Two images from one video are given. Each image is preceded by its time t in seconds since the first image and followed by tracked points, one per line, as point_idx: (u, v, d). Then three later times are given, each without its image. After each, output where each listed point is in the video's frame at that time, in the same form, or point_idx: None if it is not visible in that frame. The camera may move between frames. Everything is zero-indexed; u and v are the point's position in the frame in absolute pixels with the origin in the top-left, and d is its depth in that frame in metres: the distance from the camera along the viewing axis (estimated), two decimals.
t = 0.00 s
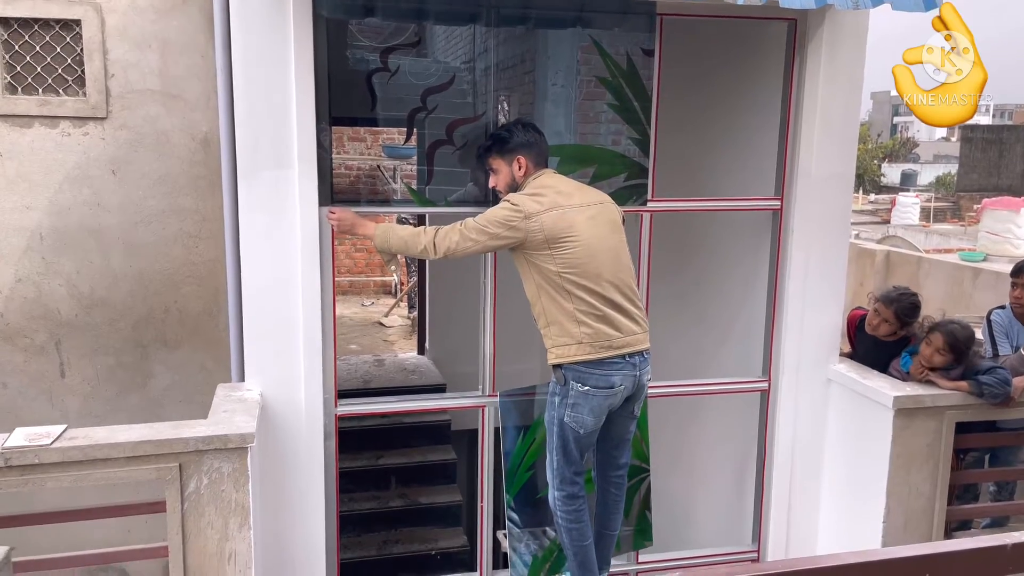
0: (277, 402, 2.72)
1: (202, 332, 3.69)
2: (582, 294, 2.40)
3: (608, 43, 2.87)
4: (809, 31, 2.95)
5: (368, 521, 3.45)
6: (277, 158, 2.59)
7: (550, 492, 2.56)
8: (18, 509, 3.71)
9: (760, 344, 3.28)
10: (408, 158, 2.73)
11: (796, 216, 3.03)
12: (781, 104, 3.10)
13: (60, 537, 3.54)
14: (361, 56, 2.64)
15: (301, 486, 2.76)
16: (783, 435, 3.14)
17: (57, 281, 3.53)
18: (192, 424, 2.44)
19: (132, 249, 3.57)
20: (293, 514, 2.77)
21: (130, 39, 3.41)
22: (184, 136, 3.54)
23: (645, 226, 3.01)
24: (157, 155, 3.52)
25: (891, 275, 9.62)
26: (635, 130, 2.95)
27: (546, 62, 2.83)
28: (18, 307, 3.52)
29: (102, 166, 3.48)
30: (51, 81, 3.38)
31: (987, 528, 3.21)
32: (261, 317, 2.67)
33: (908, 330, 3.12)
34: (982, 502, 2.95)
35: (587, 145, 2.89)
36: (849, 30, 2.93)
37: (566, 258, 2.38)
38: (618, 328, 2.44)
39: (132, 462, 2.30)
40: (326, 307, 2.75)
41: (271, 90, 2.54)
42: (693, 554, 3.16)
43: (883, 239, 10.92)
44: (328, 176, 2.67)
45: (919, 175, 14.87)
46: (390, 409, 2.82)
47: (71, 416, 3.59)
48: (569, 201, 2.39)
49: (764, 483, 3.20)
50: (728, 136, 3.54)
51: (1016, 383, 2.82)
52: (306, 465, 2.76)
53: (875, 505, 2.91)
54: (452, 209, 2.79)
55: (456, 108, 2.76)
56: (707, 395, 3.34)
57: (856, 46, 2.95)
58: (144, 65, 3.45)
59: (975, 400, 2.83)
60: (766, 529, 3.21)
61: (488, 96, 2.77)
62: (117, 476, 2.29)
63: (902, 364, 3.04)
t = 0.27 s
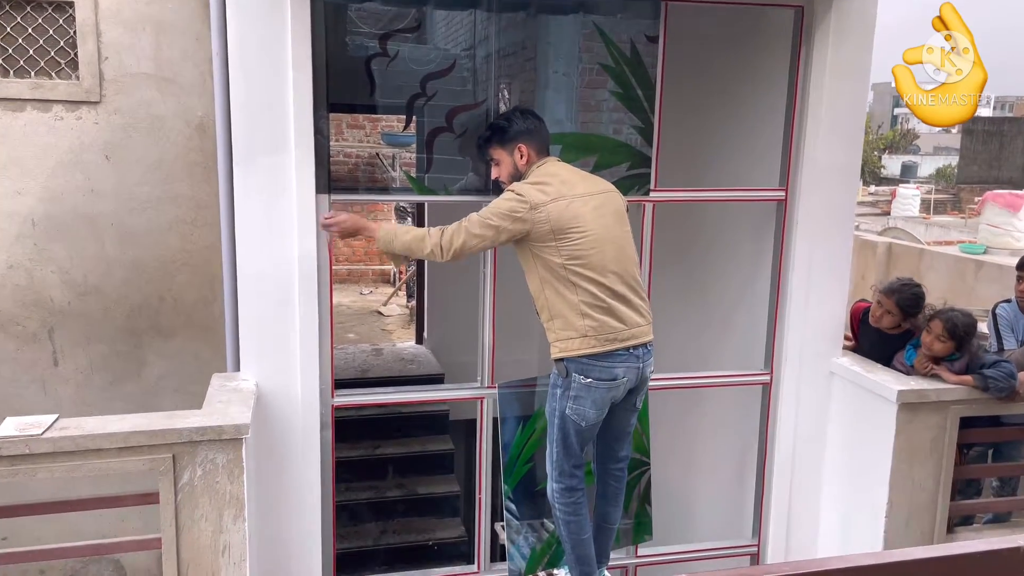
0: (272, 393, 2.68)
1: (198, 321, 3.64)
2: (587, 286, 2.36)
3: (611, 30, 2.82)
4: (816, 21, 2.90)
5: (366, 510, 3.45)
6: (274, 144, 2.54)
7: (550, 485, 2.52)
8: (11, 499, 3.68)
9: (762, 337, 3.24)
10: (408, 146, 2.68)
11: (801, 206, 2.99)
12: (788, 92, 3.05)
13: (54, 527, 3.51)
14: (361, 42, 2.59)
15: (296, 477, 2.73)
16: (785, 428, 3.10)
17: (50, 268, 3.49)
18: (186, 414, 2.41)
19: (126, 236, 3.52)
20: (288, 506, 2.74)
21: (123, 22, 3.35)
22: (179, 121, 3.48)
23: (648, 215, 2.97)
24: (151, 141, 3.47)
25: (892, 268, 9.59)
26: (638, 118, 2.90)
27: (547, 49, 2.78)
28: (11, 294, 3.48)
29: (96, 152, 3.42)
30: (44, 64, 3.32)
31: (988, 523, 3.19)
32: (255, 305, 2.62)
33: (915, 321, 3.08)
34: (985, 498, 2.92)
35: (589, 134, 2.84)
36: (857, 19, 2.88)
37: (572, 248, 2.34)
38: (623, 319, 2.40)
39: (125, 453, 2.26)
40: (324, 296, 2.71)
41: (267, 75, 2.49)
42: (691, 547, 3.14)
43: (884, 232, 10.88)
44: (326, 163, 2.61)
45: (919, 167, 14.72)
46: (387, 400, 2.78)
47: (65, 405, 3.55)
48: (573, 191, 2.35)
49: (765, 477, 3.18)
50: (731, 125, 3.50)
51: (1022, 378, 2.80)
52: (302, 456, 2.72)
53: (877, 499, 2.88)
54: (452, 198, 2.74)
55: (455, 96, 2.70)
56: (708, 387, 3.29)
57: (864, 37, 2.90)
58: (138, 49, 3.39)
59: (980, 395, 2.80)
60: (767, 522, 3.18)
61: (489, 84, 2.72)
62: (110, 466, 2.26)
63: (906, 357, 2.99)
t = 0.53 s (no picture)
0: (264, 382, 2.60)
1: (188, 307, 3.55)
2: (599, 276, 2.25)
3: (616, 10, 2.73)
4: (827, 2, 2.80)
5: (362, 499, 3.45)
6: (265, 125, 2.45)
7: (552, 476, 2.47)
8: None
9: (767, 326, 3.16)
10: (405, 129, 2.58)
11: (809, 193, 2.91)
12: (796, 76, 2.95)
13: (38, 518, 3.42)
14: (358, 24, 2.49)
15: (289, 468, 2.65)
16: (791, 419, 3.03)
17: (35, 251, 3.40)
18: (174, 404, 2.33)
19: (114, 218, 3.42)
20: (281, 497, 2.67)
21: None
22: (168, 100, 3.38)
23: (652, 200, 2.86)
24: (139, 121, 3.36)
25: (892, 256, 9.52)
26: (643, 100, 2.80)
27: (547, 31, 2.68)
28: None
29: (82, 132, 3.32)
30: (28, 40, 3.21)
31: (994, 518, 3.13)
32: (246, 292, 2.54)
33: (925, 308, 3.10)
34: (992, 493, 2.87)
35: (588, 117, 2.75)
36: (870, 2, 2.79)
37: (585, 237, 2.21)
38: (632, 309, 2.31)
39: (111, 444, 2.19)
40: (318, 281, 2.61)
41: (258, 54, 2.40)
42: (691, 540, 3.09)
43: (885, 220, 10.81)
44: (320, 145, 2.52)
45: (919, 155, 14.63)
46: (383, 390, 2.70)
47: (51, 393, 3.46)
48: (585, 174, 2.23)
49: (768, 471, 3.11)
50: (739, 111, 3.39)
51: None
52: (295, 448, 2.65)
53: (883, 492, 2.81)
54: (451, 182, 2.65)
55: (453, 78, 2.60)
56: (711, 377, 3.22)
57: (876, 19, 2.82)
58: (126, 25, 3.28)
59: (991, 387, 2.73)
60: (770, 515, 3.12)
61: (489, 67, 2.63)
62: (95, 458, 2.18)
63: (916, 346, 2.94)
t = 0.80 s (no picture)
0: (255, 373, 2.49)
1: (176, 294, 3.44)
2: (631, 261, 2.17)
3: None
4: None
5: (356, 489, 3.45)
6: (255, 105, 2.34)
7: (561, 473, 2.35)
8: None
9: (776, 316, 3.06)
10: (402, 111, 2.46)
11: (823, 178, 2.79)
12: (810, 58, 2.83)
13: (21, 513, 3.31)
14: None
15: (282, 462, 2.55)
16: (801, 412, 2.94)
17: (16, 235, 3.27)
18: (160, 397, 2.22)
19: (98, 201, 3.30)
20: (273, 493, 2.57)
21: None
22: (154, 78, 3.24)
23: (660, 186, 2.78)
24: (124, 99, 3.23)
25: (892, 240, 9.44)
26: (651, 80, 2.68)
27: (548, 9, 2.54)
28: None
29: (65, 110, 3.19)
30: (7, 13, 3.06)
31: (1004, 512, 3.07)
32: (236, 279, 2.43)
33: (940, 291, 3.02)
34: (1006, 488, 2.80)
35: (592, 98, 2.62)
36: None
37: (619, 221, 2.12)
38: (658, 296, 2.26)
39: (93, 440, 2.08)
40: (311, 268, 2.48)
41: (249, 30, 2.29)
42: (696, 536, 3.00)
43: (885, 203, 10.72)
44: (313, 126, 2.40)
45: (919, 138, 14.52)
46: (379, 381, 2.59)
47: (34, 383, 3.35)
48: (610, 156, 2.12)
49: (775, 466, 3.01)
50: (749, 93, 3.26)
51: None
52: (287, 442, 2.54)
53: (897, 488, 2.73)
54: (451, 165, 2.53)
55: (451, 58, 2.46)
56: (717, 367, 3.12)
57: None
58: None
59: (1009, 379, 2.65)
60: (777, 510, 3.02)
61: (490, 45, 2.49)
62: (77, 454, 2.08)
63: (932, 338, 2.86)
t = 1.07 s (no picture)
0: (248, 366, 2.40)
1: (166, 282, 3.32)
2: (652, 260, 2.11)
3: None
4: None
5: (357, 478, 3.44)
6: (247, 87, 2.22)
7: (561, 470, 2.37)
8: None
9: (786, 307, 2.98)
10: (399, 91, 2.35)
11: (838, 163, 2.69)
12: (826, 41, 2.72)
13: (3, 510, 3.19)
14: None
15: (277, 458, 2.47)
16: (810, 406, 2.86)
17: None
18: (149, 392, 2.13)
19: (84, 185, 3.18)
20: (268, 490, 2.48)
21: None
22: (141, 56, 3.11)
23: (671, 171, 2.68)
24: (111, 78, 3.10)
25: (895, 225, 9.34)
26: (662, 62, 2.57)
27: None
28: None
29: (49, 90, 3.07)
30: None
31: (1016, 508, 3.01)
32: (228, 269, 2.32)
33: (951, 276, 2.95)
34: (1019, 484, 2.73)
35: (601, 81, 2.52)
36: None
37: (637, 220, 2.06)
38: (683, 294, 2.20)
39: (78, 438, 1.99)
40: (307, 254, 2.39)
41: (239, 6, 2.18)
42: (701, 531, 2.93)
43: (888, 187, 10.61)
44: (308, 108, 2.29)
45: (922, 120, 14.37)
46: (378, 374, 2.50)
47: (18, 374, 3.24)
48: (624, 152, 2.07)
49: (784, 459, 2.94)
50: (758, 75, 3.17)
51: None
52: (282, 437, 2.46)
53: (909, 484, 2.67)
54: (452, 150, 2.42)
55: (451, 37, 2.35)
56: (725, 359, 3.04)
57: None
58: None
59: None
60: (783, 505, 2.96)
61: (493, 23, 2.38)
62: (61, 453, 1.99)
63: (946, 328, 2.78)
